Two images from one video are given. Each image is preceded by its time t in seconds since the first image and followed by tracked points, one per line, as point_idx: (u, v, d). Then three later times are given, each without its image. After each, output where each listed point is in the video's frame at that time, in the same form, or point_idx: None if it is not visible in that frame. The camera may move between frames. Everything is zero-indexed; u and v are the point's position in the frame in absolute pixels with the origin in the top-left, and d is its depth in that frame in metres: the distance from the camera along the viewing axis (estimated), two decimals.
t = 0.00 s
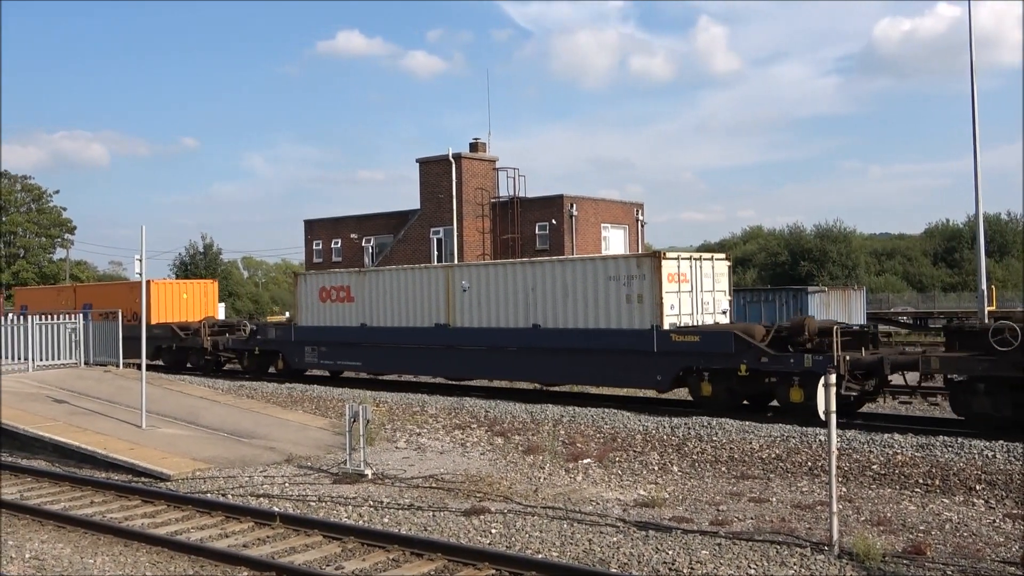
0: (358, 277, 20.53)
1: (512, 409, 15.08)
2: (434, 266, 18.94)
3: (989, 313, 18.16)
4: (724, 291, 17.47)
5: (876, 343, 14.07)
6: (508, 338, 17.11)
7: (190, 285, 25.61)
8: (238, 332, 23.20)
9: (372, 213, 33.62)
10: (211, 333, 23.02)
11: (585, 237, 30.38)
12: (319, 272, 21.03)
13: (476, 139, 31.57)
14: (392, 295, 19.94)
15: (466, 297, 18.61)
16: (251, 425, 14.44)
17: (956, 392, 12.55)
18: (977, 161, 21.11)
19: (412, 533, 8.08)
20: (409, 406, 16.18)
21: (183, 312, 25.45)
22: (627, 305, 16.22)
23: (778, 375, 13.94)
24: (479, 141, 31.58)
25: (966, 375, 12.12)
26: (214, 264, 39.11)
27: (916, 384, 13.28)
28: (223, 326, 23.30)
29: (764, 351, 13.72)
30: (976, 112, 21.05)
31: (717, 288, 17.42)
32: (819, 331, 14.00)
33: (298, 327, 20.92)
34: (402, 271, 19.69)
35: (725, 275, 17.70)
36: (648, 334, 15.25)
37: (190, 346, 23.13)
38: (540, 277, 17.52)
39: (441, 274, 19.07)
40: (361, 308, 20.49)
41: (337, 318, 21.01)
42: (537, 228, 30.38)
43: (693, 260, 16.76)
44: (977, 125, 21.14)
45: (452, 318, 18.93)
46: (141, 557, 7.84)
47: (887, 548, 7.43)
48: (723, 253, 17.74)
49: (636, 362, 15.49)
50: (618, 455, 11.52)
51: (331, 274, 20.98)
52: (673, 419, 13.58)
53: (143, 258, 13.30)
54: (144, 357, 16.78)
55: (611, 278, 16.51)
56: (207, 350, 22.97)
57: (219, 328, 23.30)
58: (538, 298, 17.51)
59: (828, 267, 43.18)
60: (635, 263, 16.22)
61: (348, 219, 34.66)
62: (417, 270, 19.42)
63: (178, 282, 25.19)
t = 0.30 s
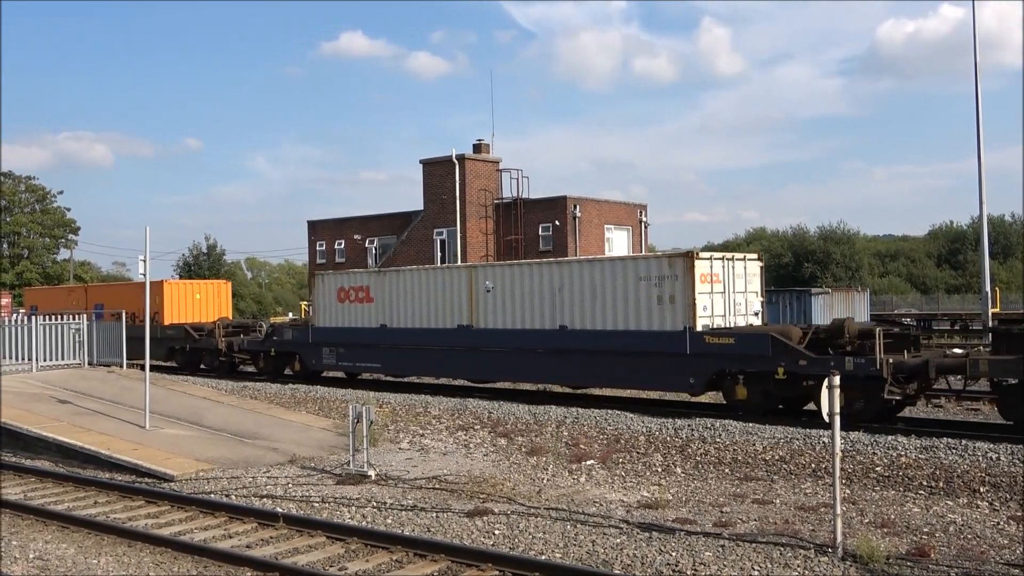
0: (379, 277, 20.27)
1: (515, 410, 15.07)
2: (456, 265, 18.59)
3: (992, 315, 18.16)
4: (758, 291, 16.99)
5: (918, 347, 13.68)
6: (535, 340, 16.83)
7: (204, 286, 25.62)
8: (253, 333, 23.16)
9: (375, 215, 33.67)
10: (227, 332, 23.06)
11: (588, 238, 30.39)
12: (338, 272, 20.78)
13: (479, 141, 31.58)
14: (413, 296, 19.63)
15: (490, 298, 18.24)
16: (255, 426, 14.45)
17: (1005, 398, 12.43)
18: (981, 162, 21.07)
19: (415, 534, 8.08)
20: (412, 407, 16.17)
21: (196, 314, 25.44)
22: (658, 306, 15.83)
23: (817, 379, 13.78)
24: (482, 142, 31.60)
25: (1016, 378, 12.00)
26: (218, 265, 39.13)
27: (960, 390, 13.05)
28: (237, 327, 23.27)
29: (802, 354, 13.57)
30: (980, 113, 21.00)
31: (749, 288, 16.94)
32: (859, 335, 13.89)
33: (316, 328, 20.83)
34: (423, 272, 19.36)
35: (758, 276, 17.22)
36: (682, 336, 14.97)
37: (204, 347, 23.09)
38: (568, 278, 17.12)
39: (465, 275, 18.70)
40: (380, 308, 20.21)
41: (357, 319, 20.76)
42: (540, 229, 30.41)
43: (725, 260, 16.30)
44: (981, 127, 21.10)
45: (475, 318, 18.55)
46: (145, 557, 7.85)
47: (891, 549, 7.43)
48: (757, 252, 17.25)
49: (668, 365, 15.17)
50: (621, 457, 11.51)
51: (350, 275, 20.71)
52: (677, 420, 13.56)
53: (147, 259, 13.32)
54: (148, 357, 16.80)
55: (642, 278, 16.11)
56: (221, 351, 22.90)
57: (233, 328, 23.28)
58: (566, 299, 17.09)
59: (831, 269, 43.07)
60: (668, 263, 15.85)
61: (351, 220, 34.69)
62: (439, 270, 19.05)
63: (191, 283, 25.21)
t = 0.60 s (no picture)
0: (403, 277, 19.99)
1: (519, 411, 15.07)
2: (484, 266, 18.34)
3: (998, 317, 18.09)
4: (797, 293, 16.60)
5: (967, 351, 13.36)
6: (566, 342, 16.53)
7: (220, 286, 25.69)
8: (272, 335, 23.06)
9: (379, 216, 33.73)
10: (242, 334, 23.07)
11: (593, 239, 30.37)
12: (361, 272, 20.55)
13: (484, 142, 31.62)
14: (438, 297, 19.40)
15: (518, 299, 17.99)
16: (259, 427, 14.46)
17: None
18: (985, 164, 21.03)
19: (419, 535, 8.08)
20: (416, 408, 16.17)
21: (213, 314, 25.50)
22: (694, 307, 15.44)
23: (863, 385, 13.20)
24: (487, 143, 31.63)
25: None
26: (222, 266, 39.10)
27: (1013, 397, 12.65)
28: (253, 328, 23.30)
29: (849, 358, 13.07)
30: (986, 115, 20.96)
31: (788, 290, 16.54)
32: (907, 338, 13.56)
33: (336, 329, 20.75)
34: (450, 273, 19.10)
35: (797, 277, 16.80)
36: (722, 339, 14.55)
37: (221, 348, 23.01)
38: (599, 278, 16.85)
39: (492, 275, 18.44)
40: (403, 310, 19.95)
41: (380, 320, 20.47)
42: (545, 230, 30.38)
43: (765, 261, 15.87)
44: (985, 128, 21.06)
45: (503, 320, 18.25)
46: (149, 557, 7.86)
47: (895, 552, 7.42)
48: (796, 253, 16.87)
49: (707, 368, 14.76)
50: (625, 458, 11.50)
51: (373, 275, 20.48)
52: (681, 422, 13.53)
53: (152, 259, 13.36)
54: (152, 358, 16.82)
55: (678, 279, 15.72)
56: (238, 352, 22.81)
57: (250, 329, 23.29)
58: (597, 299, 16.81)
59: (835, 271, 42.96)
60: (705, 263, 15.43)
61: (355, 222, 34.74)
62: (466, 271, 18.80)
63: (208, 282, 25.28)
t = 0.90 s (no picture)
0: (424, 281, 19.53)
1: (523, 415, 15.08)
2: (508, 268, 17.89)
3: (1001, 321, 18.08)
4: (832, 297, 16.29)
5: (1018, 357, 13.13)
6: (596, 347, 16.45)
7: (233, 290, 25.33)
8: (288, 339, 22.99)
9: (383, 220, 33.80)
10: (258, 338, 22.97)
11: (596, 243, 30.39)
12: (380, 275, 20.13)
13: (487, 145, 31.65)
14: (460, 300, 18.89)
15: (543, 302, 17.48)
16: (262, 430, 14.48)
17: None
18: (989, 168, 21.00)
19: (423, 539, 8.08)
20: (420, 412, 16.18)
21: (227, 318, 25.15)
22: (729, 311, 14.99)
23: (906, 391, 13.12)
24: (490, 147, 31.67)
25: None
26: (226, 269, 39.19)
27: None
28: (268, 331, 23.21)
29: (893, 363, 12.96)
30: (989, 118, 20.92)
31: (823, 293, 16.23)
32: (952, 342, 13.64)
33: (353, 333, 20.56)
34: (472, 275, 18.62)
35: (831, 281, 16.52)
36: (758, 343, 14.43)
37: (236, 352, 23.00)
38: (630, 280, 16.32)
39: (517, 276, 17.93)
40: (423, 313, 19.53)
41: (400, 323, 20.02)
42: (548, 234, 30.38)
43: (801, 264, 15.52)
44: (989, 131, 21.03)
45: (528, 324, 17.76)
46: (153, 561, 7.87)
47: (900, 556, 7.40)
48: (830, 256, 16.60)
49: (744, 373, 14.64)
50: (629, 462, 11.49)
51: (393, 278, 20.06)
52: (685, 426, 13.52)
53: (156, 263, 13.40)
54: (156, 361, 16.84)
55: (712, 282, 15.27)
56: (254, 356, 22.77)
57: (266, 333, 23.19)
58: (627, 303, 16.29)
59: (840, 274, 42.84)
60: (741, 266, 15.01)
61: (359, 225, 34.79)
62: (489, 273, 18.35)
63: (221, 286, 24.94)
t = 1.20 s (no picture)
0: (450, 284, 19.30)
1: (527, 419, 15.07)
2: (538, 270, 17.62)
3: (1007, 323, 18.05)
4: (874, 299, 15.98)
5: None
6: (628, 351, 16.07)
7: (250, 294, 25.33)
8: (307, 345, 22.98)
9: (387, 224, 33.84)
10: (276, 343, 22.90)
11: (600, 247, 30.41)
12: (405, 278, 19.83)
13: (491, 149, 31.66)
14: (488, 303, 18.67)
15: (574, 305, 17.24)
16: (266, 435, 14.49)
17: None
18: (994, 170, 20.97)
19: (428, 543, 8.08)
20: (424, 416, 16.19)
21: (243, 323, 25.12)
22: (769, 314, 14.71)
23: (957, 396, 12.73)
24: (494, 151, 31.68)
25: None
26: (230, 274, 39.26)
27: None
28: (286, 336, 23.20)
29: (944, 367, 12.54)
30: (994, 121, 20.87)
31: (865, 295, 15.92)
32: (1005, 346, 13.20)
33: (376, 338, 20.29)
34: (500, 279, 18.35)
35: (873, 283, 16.24)
36: (802, 347, 14.00)
37: (254, 357, 22.89)
38: (663, 283, 16.06)
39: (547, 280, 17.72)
40: (449, 317, 19.28)
41: (425, 328, 19.77)
42: (552, 238, 30.41)
43: (843, 265, 15.22)
44: (993, 133, 21.01)
45: (559, 328, 17.41)
46: (158, 566, 7.88)
47: (905, 560, 7.39)
48: (873, 257, 16.28)
49: (785, 377, 14.22)
50: (633, 466, 11.49)
51: (418, 282, 19.77)
52: (689, 429, 13.51)
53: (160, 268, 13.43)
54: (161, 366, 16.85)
55: (751, 284, 14.97)
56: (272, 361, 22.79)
57: (284, 338, 23.20)
58: (660, 306, 16.03)
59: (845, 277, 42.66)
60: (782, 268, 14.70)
61: (363, 230, 34.82)
62: (518, 276, 18.06)
63: (239, 290, 24.92)
